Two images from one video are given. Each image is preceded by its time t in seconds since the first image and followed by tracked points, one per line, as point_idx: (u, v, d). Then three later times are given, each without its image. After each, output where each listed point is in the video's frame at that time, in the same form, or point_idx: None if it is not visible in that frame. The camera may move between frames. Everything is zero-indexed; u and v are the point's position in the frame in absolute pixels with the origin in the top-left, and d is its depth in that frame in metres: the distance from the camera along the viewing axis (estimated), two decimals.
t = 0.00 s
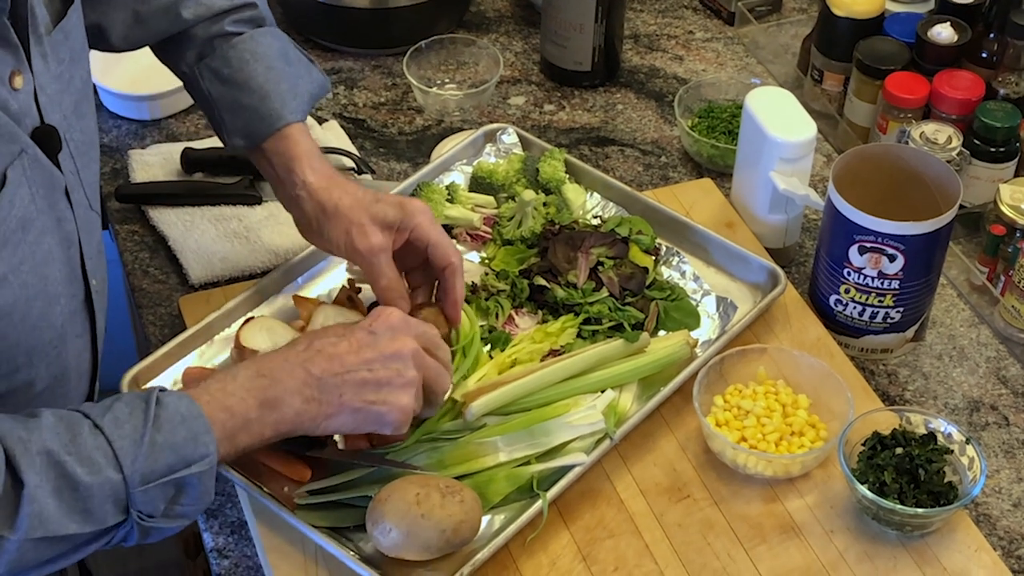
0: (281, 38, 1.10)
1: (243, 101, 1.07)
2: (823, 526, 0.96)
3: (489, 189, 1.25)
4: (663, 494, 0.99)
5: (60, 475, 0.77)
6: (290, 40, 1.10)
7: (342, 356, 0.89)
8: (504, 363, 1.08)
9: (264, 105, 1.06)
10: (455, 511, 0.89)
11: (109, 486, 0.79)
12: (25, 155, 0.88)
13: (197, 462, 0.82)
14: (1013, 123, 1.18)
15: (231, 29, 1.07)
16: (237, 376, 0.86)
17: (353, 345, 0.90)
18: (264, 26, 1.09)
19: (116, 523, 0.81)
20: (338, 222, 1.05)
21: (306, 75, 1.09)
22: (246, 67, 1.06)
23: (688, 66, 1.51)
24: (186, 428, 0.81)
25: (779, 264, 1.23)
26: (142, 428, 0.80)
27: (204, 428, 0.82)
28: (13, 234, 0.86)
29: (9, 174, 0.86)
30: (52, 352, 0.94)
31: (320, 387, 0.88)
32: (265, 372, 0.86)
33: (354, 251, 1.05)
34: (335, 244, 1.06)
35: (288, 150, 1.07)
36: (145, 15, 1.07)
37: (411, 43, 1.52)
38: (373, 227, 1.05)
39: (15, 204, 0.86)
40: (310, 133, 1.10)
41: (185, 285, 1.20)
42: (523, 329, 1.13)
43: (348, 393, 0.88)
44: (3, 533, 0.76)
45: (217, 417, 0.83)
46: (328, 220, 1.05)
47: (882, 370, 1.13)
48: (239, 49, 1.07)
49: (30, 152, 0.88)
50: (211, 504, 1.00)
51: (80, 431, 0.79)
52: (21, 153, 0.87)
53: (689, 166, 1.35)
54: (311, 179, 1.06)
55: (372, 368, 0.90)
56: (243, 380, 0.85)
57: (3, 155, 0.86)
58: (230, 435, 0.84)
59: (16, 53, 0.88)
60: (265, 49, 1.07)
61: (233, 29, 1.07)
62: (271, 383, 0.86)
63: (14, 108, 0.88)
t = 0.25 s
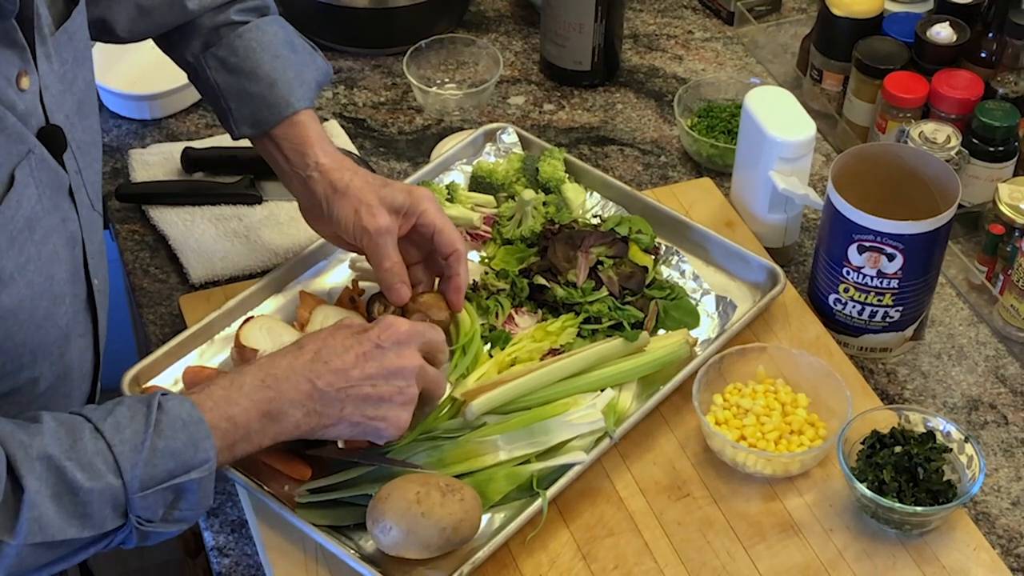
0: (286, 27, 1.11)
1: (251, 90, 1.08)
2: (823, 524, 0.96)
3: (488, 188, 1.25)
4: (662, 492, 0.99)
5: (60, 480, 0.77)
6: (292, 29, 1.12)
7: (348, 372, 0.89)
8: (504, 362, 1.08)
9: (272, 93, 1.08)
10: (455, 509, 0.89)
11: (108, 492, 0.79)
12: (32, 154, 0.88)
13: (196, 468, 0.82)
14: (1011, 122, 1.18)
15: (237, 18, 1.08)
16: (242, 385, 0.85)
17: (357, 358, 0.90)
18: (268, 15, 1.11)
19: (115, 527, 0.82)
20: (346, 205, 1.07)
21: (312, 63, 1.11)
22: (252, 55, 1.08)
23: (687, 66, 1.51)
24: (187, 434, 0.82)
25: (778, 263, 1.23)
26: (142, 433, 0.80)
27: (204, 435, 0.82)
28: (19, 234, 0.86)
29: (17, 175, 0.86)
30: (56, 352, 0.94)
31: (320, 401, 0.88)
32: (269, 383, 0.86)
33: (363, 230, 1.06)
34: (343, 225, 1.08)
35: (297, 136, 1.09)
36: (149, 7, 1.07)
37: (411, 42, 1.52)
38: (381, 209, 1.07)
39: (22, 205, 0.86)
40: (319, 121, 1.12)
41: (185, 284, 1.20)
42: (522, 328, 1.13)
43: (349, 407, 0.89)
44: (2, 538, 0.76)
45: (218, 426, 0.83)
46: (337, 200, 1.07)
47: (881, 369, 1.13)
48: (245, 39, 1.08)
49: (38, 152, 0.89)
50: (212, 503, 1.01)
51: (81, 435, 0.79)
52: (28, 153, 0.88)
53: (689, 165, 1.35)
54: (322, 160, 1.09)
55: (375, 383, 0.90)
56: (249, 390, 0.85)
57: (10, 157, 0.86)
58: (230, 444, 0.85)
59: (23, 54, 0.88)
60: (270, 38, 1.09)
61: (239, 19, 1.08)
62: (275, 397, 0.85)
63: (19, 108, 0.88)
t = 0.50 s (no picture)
0: (281, 28, 1.12)
1: (243, 91, 1.09)
2: (821, 522, 0.96)
3: (487, 186, 1.26)
4: (660, 490, 0.99)
5: (57, 471, 0.78)
6: (287, 28, 1.12)
7: (342, 353, 0.90)
8: (502, 360, 1.09)
9: (264, 95, 1.09)
10: (454, 507, 0.89)
11: (106, 480, 0.79)
12: (31, 152, 0.88)
13: (193, 454, 0.83)
14: (1010, 121, 1.19)
15: (231, 19, 1.09)
16: (234, 368, 0.86)
17: (351, 339, 0.91)
18: (262, 16, 1.11)
19: (114, 517, 0.82)
20: (331, 209, 1.08)
21: (305, 64, 1.12)
22: (245, 57, 1.09)
23: (686, 64, 1.51)
24: (182, 420, 0.82)
25: (776, 262, 1.23)
26: (138, 421, 0.81)
27: (200, 419, 0.83)
28: (19, 231, 0.87)
29: (17, 172, 0.86)
30: (55, 349, 0.95)
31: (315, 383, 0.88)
32: (263, 365, 0.87)
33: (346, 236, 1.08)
34: (327, 231, 1.09)
35: (285, 140, 1.10)
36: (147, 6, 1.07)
37: (410, 41, 1.52)
38: (363, 213, 1.08)
39: (22, 202, 0.87)
40: (310, 121, 1.13)
41: (184, 282, 1.20)
42: (521, 326, 1.13)
43: (345, 387, 0.89)
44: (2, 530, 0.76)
45: (215, 410, 0.84)
46: (320, 206, 1.09)
47: (879, 367, 1.13)
48: (238, 40, 1.09)
49: (37, 149, 0.89)
50: (210, 501, 1.01)
51: (76, 426, 0.79)
52: (28, 150, 0.88)
53: (687, 164, 1.35)
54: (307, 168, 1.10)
55: (369, 363, 0.91)
56: (241, 372, 0.86)
57: (10, 154, 0.86)
58: (226, 428, 0.85)
59: (22, 52, 0.88)
60: (264, 39, 1.09)
61: (233, 20, 1.09)
62: (268, 376, 0.86)
63: (18, 106, 0.88)
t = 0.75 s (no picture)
0: (280, 31, 1.12)
1: (244, 95, 1.09)
2: (819, 521, 0.97)
3: (486, 186, 1.26)
4: (659, 489, 0.99)
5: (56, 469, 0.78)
6: (286, 32, 1.13)
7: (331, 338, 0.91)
8: (502, 360, 1.09)
9: (265, 99, 1.09)
10: (453, 507, 0.89)
11: (114, 471, 0.79)
12: (32, 150, 0.88)
13: (198, 445, 0.83)
14: (1008, 121, 1.19)
15: (230, 23, 1.09)
16: (230, 361, 0.87)
17: (341, 327, 0.92)
18: (262, 19, 1.11)
19: (121, 509, 0.82)
20: (333, 209, 1.08)
21: (304, 67, 1.12)
22: (245, 61, 1.09)
23: (685, 64, 1.51)
24: (186, 412, 0.82)
25: (775, 261, 1.23)
26: (143, 414, 0.81)
27: (203, 410, 0.83)
28: (20, 228, 0.87)
29: (17, 168, 0.87)
30: (55, 348, 0.95)
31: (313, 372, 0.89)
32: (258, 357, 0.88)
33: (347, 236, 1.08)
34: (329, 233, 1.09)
35: (287, 143, 1.10)
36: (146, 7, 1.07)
37: (408, 41, 1.52)
38: (366, 216, 1.08)
39: (23, 199, 0.87)
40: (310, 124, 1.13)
41: (184, 282, 1.20)
42: (521, 326, 1.13)
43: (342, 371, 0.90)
44: (12, 521, 0.76)
45: (217, 400, 0.85)
46: (322, 207, 1.09)
47: (878, 367, 1.13)
48: (238, 44, 1.09)
49: (37, 148, 0.89)
50: (210, 501, 1.01)
51: (81, 419, 0.80)
52: (28, 148, 0.88)
53: (686, 164, 1.35)
54: (310, 170, 1.10)
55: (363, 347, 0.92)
56: (237, 365, 0.87)
57: (10, 151, 0.86)
58: (229, 420, 0.85)
59: (21, 49, 0.88)
60: (264, 42, 1.09)
61: (232, 24, 1.09)
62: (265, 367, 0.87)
63: (18, 105, 0.88)
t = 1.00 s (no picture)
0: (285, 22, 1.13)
1: (256, 84, 1.10)
2: (819, 519, 0.97)
3: (486, 185, 1.26)
4: (659, 488, 1.00)
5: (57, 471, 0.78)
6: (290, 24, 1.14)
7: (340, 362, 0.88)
8: (501, 358, 1.09)
9: (278, 87, 1.10)
10: (453, 505, 0.89)
11: (97, 503, 0.80)
12: (35, 151, 0.88)
13: (186, 481, 0.83)
14: (1007, 120, 1.19)
15: (240, 15, 1.09)
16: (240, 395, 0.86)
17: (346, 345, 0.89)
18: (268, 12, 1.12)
19: (100, 536, 0.82)
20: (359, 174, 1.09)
21: (312, 56, 1.13)
22: (256, 51, 1.09)
23: (685, 63, 1.52)
24: (181, 447, 0.82)
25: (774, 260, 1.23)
26: (135, 444, 0.81)
27: (198, 447, 0.83)
28: (21, 228, 0.87)
29: (20, 169, 0.87)
30: (55, 348, 0.95)
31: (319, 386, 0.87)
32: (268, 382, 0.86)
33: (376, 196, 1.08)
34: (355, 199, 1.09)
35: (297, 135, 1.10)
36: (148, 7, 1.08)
37: (408, 41, 1.52)
38: (391, 182, 1.09)
39: (25, 199, 0.87)
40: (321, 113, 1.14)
41: (184, 281, 1.20)
42: (520, 324, 1.13)
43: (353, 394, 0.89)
44: None
45: (216, 446, 0.85)
46: (349, 172, 1.09)
47: (877, 365, 1.14)
48: (248, 34, 1.09)
49: (40, 149, 0.89)
50: (210, 500, 1.01)
51: (73, 444, 0.79)
52: (31, 148, 0.88)
53: (686, 163, 1.35)
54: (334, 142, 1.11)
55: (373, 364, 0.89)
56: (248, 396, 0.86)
57: (13, 151, 0.86)
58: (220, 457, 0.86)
59: (25, 50, 0.88)
60: (273, 33, 1.10)
61: (242, 15, 1.09)
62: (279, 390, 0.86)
63: (21, 105, 0.88)
